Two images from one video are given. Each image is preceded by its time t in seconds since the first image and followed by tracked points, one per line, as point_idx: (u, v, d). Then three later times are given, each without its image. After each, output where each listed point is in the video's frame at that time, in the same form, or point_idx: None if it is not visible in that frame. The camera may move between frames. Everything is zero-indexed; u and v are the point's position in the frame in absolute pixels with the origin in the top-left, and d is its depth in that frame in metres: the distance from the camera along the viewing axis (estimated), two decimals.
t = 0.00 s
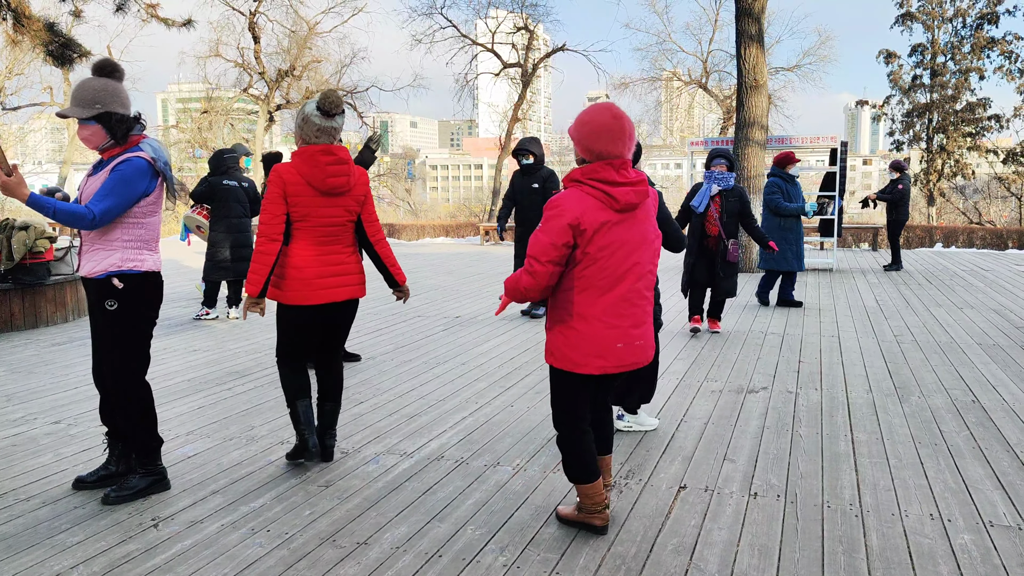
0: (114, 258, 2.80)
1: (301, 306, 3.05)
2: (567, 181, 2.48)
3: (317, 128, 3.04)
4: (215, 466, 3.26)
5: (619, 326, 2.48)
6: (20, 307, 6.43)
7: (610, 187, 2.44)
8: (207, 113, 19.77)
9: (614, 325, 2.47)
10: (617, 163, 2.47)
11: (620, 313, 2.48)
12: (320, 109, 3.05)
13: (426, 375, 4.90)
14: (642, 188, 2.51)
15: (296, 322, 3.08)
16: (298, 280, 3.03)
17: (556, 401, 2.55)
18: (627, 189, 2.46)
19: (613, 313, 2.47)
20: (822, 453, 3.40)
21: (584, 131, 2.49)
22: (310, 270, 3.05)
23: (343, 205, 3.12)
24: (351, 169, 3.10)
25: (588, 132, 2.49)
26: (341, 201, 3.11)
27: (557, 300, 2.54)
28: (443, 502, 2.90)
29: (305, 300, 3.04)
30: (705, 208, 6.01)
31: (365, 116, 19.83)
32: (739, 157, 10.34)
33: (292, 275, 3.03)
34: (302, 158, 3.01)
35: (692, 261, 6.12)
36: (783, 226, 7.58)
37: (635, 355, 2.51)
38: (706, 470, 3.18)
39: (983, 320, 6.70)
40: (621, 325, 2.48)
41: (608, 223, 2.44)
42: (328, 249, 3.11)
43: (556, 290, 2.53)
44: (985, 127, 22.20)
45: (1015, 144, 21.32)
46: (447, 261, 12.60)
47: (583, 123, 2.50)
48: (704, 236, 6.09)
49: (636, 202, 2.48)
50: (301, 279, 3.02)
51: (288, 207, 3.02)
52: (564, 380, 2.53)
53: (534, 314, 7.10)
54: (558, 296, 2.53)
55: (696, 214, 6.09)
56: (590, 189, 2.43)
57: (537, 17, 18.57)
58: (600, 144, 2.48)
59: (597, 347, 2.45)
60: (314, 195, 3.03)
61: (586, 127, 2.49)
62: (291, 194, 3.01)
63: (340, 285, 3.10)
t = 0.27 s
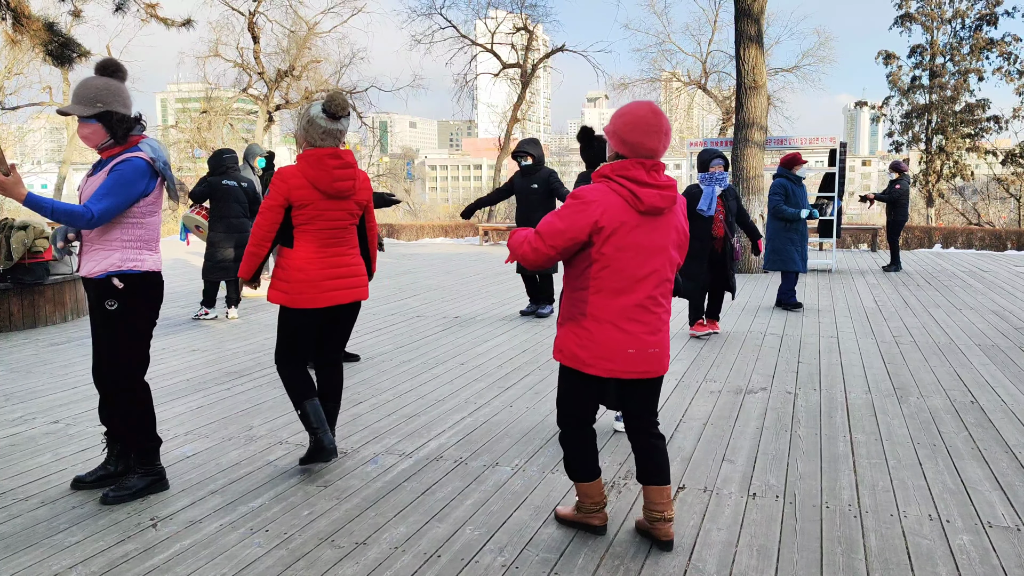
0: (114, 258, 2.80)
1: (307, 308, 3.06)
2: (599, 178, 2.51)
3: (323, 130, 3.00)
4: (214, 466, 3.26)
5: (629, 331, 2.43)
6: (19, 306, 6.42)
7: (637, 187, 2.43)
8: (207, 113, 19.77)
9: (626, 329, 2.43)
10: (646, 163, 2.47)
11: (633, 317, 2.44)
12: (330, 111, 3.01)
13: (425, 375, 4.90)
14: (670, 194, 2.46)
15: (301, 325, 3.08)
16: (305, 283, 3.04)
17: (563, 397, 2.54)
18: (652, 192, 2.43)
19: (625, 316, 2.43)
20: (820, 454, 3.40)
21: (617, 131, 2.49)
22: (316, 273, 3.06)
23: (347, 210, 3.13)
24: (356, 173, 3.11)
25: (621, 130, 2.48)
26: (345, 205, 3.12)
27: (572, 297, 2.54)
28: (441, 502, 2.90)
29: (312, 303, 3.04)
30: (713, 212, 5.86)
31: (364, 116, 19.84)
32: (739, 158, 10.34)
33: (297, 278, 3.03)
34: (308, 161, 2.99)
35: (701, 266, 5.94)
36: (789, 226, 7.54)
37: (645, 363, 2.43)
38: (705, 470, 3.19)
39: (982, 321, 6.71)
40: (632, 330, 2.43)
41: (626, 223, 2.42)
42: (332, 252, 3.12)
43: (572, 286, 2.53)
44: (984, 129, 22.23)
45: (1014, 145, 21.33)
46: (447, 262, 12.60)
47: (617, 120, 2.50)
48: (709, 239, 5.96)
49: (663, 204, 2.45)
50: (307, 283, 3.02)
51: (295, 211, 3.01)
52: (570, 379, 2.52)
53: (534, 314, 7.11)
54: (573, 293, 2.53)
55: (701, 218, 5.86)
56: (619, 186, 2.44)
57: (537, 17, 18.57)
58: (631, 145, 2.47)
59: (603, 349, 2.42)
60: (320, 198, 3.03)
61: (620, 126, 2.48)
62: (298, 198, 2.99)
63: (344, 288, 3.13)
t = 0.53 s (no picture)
0: (118, 258, 2.81)
1: (314, 309, 3.04)
2: (613, 166, 2.47)
3: (322, 129, 2.98)
4: (212, 465, 3.26)
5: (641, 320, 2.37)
6: (17, 305, 6.42)
7: (652, 175, 2.38)
8: (205, 111, 19.75)
9: (640, 320, 2.37)
10: (662, 153, 2.44)
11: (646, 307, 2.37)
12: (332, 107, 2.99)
13: (424, 374, 4.90)
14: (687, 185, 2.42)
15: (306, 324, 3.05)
16: (308, 282, 3.02)
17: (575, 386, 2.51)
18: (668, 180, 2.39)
19: (639, 305, 2.37)
20: (819, 453, 3.40)
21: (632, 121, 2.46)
22: (319, 272, 3.04)
23: (348, 207, 3.13)
24: (357, 171, 3.11)
25: (635, 120, 2.46)
26: (346, 204, 3.12)
27: (583, 283, 2.47)
28: (439, 502, 2.90)
29: (316, 303, 3.02)
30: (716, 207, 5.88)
31: (363, 115, 19.82)
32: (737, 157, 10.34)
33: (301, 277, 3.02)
34: (309, 159, 2.99)
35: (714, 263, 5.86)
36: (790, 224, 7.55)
37: (659, 355, 2.38)
38: (703, 470, 3.19)
39: (981, 321, 6.71)
40: (646, 320, 2.37)
41: (641, 211, 2.37)
42: (335, 251, 3.11)
43: (583, 272, 2.46)
44: (982, 128, 22.24)
45: (1013, 145, 21.34)
46: (445, 261, 12.60)
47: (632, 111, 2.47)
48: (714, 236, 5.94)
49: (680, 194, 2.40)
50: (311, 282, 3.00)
51: (297, 208, 3.00)
52: (575, 373, 2.50)
53: (533, 313, 7.11)
54: (584, 279, 2.46)
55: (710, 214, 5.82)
56: (632, 173, 2.40)
57: (536, 17, 18.56)
58: (647, 137, 2.45)
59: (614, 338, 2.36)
60: (322, 196, 3.02)
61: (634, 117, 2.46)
62: (299, 196, 2.99)
63: (348, 287, 3.11)
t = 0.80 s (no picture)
0: (123, 257, 2.83)
1: (316, 305, 3.04)
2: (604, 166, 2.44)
3: (319, 124, 3.00)
4: (210, 463, 3.26)
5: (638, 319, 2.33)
6: (14, 303, 6.41)
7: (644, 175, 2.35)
8: (204, 110, 19.73)
9: (633, 319, 2.33)
10: (654, 154, 2.41)
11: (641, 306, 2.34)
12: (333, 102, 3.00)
13: (422, 373, 4.90)
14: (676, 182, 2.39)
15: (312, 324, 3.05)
16: (311, 278, 3.02)
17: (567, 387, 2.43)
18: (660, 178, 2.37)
19: (633, 305, 2.33)
20: (816, 451, 3.41)
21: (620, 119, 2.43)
22: (322, 267, 3.05)
23: (348, 201, 3.13)
24: (356, 164, 3.10)
25: (622, 122, 2.42)
26: (346, 198, 3.12)
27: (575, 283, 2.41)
28: (438, 500, 2.90)
29: (320, 298, 3.02)
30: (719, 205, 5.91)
31: (362, 113, 19.81)
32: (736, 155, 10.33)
33: (304, 273, 3.02)
34: (308, 154, 2.99)
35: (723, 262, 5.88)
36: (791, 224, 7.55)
37: (654, 355, 2.34)
38: (702, 468, 3.19)
39: (979, 319, 6.72)
40: (642, 320, 2.33)
41: (634, 211, 2.33)
42: (336, 245, 3.12)
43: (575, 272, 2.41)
44: (981, 127, 22.26)
45: (1011, 144, 21.36)
46: (444, 259, 12.60)
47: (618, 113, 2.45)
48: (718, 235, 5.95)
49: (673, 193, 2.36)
50: (313, 277, 3.00)
51: (296, 204, 3.00)
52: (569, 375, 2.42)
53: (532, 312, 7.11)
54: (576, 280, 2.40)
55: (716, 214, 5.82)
56: (624, 174, 2.36)
57: (535, 15, 18.56)
58: (637, 133, 2.42)
59: (612, 339, 2.31)
60: (321, 191, 3.02)
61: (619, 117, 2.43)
62: (299, 191, 2.99)
63: (352, 281, 3.11)
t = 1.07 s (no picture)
0: (128, 256, 2.84)
1: (315, 300, 3.04)
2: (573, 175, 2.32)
3: (322, 121, 3.00)
4: (209, 461, 3.26)
5: (617, 328, 2.28)
6: (13, 302, 6.40)
7: (620, 182, 2.29)
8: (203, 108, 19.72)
9: (613, 329, 2.27)
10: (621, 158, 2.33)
11: (619, 314, 2.29)
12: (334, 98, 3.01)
13: (421, 371, 4.89)
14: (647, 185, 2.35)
15: (313, 320, 3.06)
16: (309, 274, 3.02)
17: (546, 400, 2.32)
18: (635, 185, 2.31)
19: (612, 314, 2.28)
20: (815, 450, 3.40)
21: (576, 129, 2.31)
22: (321, 264, 3.04)
23: (349, 197, 3.12)
24: (357, 160, 3.09)
25: (577, 131, 2.32)
26: (347, 194, 3.11)
27: (548, 291, 2.30)
28: (436, 499, 2.89)
29: (319, 294, 3.02)
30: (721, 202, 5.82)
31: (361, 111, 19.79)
32: (736, 154, 10.32)
33: (303, 269, 3.02)
34: (309, 150, 2.99)
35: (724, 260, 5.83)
36: (792, 223, 7.52)
37: (634, 364, 2.30)
38: (701, 466, 3.20)
39: (978, 318, 6.72)
40: (621, 329, 2.28)
41: (613, 219, 2.26)
42: (336, 241, 3.11)
43: (548, 281, 2.29)
44: (980, 126, 22.24)
45: (1011, 143, 21.35)
46: (443, 258, 12.60)
47: (569, 120, 2.34)
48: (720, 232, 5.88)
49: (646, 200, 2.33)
50: (311, 273, 3.00)
51: (296, 200, 3.00)
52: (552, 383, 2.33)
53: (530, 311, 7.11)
54: (550, 289, 2.29)
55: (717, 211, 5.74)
56: (599, 181, 2.28)
57: (534, 13, 18.53)
58: (593, 143, 2.30)
59: (596, 351, 2.24)
60: (321, 187, 3.02)
61: (573, 125, 2.32)
62: (299, 187, 2.99)
63: (352, 277, 3.10)
